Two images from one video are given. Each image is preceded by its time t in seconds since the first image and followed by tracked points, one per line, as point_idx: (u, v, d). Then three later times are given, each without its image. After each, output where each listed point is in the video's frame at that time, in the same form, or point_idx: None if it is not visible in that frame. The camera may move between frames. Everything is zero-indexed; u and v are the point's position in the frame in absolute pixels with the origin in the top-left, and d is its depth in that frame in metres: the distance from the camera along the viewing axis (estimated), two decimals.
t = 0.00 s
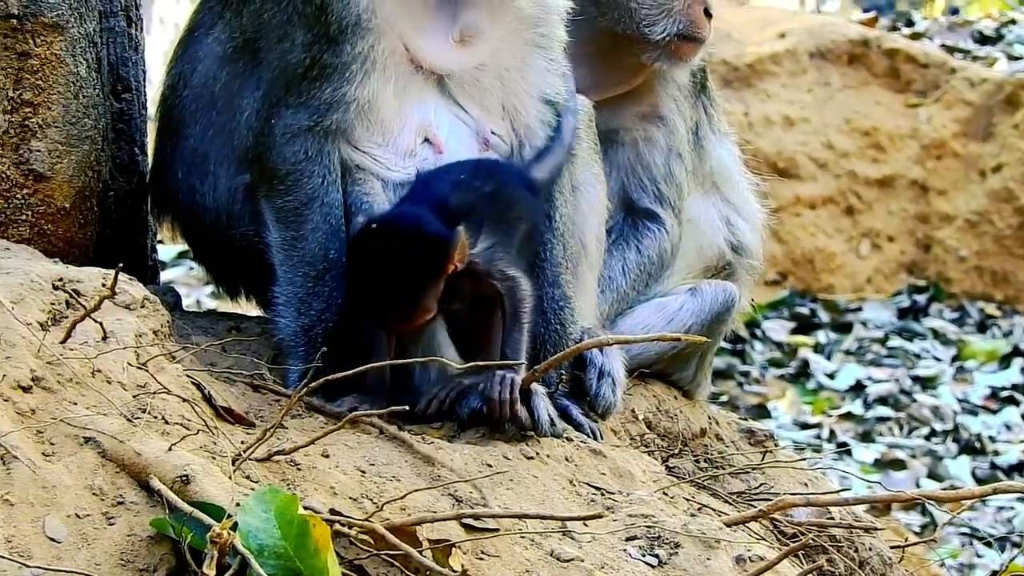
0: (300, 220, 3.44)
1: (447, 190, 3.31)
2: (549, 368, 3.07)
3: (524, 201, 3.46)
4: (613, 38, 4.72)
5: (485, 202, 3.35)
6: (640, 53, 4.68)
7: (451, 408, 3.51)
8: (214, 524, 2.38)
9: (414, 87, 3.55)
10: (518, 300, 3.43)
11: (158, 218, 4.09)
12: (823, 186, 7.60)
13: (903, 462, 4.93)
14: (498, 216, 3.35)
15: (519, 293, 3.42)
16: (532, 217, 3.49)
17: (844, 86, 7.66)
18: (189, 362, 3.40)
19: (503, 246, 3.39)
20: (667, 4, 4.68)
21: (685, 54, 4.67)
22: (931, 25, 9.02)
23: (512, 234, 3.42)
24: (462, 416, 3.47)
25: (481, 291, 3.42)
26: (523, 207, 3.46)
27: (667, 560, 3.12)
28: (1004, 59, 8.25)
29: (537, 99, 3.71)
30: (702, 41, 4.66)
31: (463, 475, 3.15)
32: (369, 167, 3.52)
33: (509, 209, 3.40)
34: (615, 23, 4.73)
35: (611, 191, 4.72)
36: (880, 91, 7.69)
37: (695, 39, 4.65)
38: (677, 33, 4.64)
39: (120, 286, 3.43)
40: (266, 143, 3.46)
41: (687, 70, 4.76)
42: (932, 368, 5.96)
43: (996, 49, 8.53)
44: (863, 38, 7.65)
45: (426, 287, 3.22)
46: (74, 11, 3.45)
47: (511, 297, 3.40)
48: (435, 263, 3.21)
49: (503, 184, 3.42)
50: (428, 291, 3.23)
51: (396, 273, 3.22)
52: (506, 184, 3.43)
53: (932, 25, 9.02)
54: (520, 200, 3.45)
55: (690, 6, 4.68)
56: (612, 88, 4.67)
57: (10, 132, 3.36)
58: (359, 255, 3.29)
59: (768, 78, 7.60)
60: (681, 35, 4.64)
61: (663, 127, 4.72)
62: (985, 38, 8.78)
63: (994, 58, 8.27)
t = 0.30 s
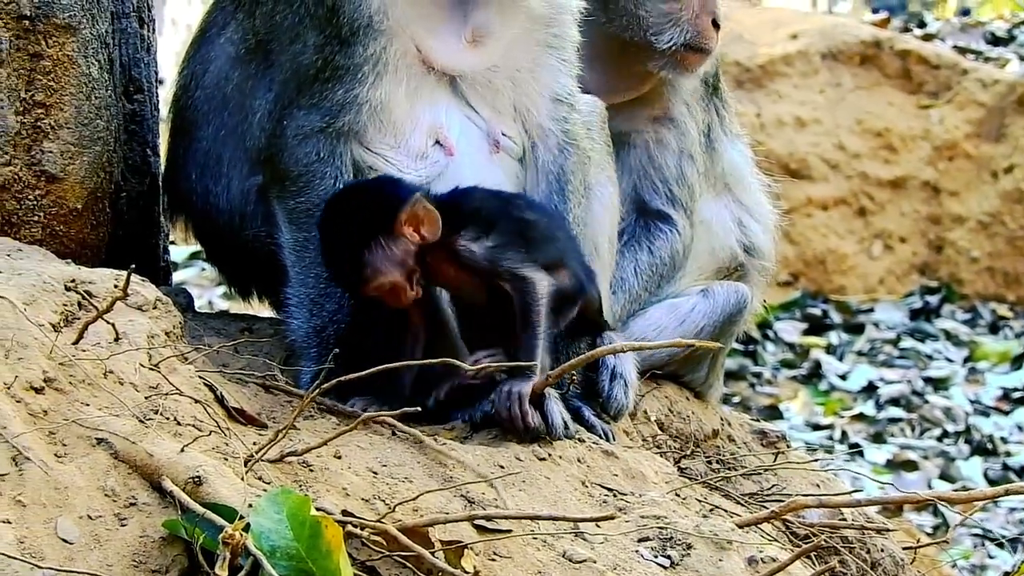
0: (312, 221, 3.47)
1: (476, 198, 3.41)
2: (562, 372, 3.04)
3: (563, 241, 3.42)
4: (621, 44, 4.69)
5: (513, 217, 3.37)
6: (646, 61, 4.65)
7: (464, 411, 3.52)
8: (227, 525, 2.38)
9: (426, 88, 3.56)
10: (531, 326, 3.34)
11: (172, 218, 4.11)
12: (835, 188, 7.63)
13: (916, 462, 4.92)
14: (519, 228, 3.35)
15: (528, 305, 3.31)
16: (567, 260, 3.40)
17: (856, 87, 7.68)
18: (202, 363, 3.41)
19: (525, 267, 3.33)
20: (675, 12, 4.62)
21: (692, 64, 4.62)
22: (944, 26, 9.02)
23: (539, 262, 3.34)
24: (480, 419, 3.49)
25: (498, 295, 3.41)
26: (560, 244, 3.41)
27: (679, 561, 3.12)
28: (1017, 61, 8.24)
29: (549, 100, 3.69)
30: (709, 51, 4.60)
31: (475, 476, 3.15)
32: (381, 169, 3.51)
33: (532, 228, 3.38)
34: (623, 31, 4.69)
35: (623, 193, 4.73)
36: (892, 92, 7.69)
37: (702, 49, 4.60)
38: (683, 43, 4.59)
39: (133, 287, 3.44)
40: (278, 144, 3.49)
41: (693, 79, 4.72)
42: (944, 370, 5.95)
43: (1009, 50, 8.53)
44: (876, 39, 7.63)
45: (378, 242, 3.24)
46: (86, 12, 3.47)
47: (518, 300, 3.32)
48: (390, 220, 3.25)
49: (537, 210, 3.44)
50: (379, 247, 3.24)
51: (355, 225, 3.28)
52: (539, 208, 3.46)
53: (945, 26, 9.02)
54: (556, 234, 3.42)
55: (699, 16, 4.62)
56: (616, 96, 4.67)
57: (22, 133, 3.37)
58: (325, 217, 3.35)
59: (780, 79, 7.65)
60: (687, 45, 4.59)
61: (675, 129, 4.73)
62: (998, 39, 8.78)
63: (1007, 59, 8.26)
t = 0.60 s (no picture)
0: (324, 223, 3.50)
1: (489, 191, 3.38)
2: (572, 366, 3.05)
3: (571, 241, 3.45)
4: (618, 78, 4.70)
5: (524, 213, 3.39)
6: (638, 99, 4.65)
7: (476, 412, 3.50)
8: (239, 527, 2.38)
9: (437, 90, 3.55)
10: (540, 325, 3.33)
11: (183, 221, 4.13)
12: (846, 189, 7.62)
13: (927, 463, 4.91)
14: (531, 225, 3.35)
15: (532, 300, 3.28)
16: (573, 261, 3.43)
17: (867, 88, 7.69)
18: (214, 365, 3.41)
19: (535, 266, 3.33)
20: (670, 56, 4.60)
21: (681, 107, 4.61)
22: (954, 27, 9.05)
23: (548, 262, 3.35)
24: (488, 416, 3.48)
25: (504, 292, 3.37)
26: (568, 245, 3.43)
27: (691, 563, 3.12)
28: None
29: (561, 102, 3.69)
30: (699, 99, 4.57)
31: (487, 477, 3.15)
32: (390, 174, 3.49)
33: (542, 227, 3.40)
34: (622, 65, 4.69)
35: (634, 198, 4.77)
36: (903, 93, 7.71)
37: (692, 94, 4.57)
38: (673, 87, 4.57)
39: (144, 289, 3.44)
40: (289, 146, 3.52)
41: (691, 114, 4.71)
42: (955, 370, 5.95)
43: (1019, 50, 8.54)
44: (886, 40, 7.66)
45: (387, 219, 3.17)
46: (98, 14, 3.49)
47: (522, 292, 3.30)
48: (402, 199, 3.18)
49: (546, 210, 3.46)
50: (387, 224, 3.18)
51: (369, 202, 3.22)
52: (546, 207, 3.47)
53: (955, 27, 9.05)
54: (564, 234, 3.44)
55: (694, 61, 4.58)
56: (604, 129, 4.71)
57: (34, 136, 3.38)
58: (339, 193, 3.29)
59: (791, 80, 7.63)
60: (677, 89, 4.57)
61: (685, 134, 4.75)
62: (1008, 39, 8.80)
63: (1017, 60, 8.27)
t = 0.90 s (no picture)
0: (337, 223, 3.52)
1: (514, 193, 3.36)
2: (583, 367, 3.03)
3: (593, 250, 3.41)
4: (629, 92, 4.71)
5: (546, 219, 3.35)
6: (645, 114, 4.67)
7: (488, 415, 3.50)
8: (252, 528, 2.38)
9: (450, 90, 3.56)
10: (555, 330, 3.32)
11: (195, 222, 4.14)
12: (858, 190, 7.65)
13: (938, 465, 4.91)
14: (549, 234, 3.32)
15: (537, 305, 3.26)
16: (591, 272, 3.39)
17: (878, 89, 7.71)
18: (227, 365, 3.41)
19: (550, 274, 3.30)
20: (676, 74, 4.62)
21: (686, 123, 4.62)
22: (965, 28, 9.09)
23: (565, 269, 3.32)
24: (497, 415, 3.47)
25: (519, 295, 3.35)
26: (589, 253, 3.38)
27: (705, 563, 3.11)
28: None
29: (575, 103, 3.70)
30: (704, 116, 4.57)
31: (501, 478, 3.14)
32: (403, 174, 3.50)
33: (561, 234, 3.36)
34: (630, 81, 4.73)
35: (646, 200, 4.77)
36: (912, 93, 7.73)
37: (697, 111, 4.58)
38: (678, 104, 4.58)
39: (158, 290, 3.44)
40: (302, 147, 3.55)
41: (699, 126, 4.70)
42: (966, 372, 5.95)
43: None
44: (897, 41, 7.68)
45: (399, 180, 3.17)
46: (111, 15, 3.50)
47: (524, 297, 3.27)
48: (425, 175, 3.17)
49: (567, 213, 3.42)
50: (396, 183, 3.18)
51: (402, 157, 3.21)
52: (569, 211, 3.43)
53: (966, 28, 9.09)
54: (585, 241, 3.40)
55: (700, 82, 4.59)
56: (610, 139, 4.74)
57: (46, 137, 3.38)
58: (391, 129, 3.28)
59: (803, 81, 7.67)
60: (682, 105, 4.58)
61: (698, 136, 4.75)
62: (1019, 41, 8.83)
63: None
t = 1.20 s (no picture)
0: (349, 225, 3.52)
1: (512, 200, 3.45)
2: (595, 366, 3.03)
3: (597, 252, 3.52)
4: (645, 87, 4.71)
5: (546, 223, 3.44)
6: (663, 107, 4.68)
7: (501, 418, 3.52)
8: (265, 529, 2.39)
9: (463, 91, 3.56)
10: (566, 330, 3.40)
11: (207, 224, 4.15)
12: (868, 191, 7.67)
13: (949, 466, 4.92)
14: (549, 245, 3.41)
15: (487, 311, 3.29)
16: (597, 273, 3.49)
17: (888, 90, 7.70)
18: (239, 367, 3.42)
19: (557, 276, 3.39)
20: (694, 65, 4.62)
21: (706, 114, 4.63)
22: (975, 30, 9.14)
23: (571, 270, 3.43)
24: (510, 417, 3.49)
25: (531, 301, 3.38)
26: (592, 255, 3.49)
27: (718, 565, 3.11)
28: None
29: (587, 104, 3.72)
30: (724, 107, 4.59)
31: (514, 479, 3.15)
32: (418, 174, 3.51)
33: (558, 246, 3.43)
34: (646, 75, 4.72)
35: (658, 201, 4.78)
36: (922, 95, 7.72)
37: (717, 100, 4.59)
38: (697, 95, 4.59)
39: (170, 291, 3.44)
40: (314, 148, 3.55)
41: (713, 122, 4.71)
42: (976, 373, 5.96)
43: None
44: (908, 44, 7.65)
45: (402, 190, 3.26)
46: (123, 16, 3.50)
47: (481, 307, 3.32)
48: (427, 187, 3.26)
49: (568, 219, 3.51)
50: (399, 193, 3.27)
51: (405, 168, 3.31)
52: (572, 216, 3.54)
53: (976, 30, 9.14)
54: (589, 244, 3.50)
55: (718, 70, 4.61)
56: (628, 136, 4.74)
57: (58, 138, 3.39)
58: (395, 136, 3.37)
59: (813, 83, 7.66)
60: (701, 96, 4.59)
61: (709, 137, 4.76)
62: None
63: None
